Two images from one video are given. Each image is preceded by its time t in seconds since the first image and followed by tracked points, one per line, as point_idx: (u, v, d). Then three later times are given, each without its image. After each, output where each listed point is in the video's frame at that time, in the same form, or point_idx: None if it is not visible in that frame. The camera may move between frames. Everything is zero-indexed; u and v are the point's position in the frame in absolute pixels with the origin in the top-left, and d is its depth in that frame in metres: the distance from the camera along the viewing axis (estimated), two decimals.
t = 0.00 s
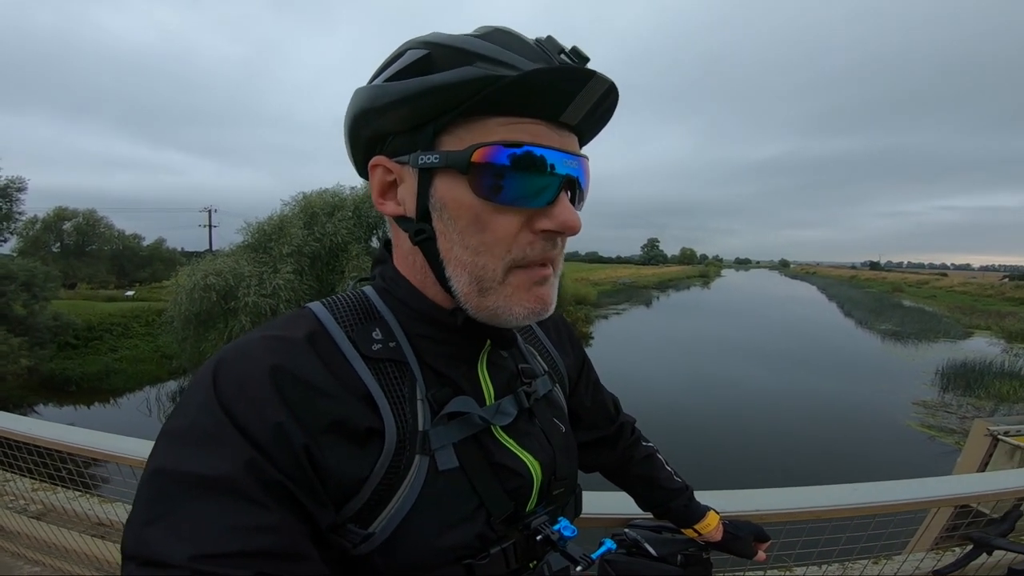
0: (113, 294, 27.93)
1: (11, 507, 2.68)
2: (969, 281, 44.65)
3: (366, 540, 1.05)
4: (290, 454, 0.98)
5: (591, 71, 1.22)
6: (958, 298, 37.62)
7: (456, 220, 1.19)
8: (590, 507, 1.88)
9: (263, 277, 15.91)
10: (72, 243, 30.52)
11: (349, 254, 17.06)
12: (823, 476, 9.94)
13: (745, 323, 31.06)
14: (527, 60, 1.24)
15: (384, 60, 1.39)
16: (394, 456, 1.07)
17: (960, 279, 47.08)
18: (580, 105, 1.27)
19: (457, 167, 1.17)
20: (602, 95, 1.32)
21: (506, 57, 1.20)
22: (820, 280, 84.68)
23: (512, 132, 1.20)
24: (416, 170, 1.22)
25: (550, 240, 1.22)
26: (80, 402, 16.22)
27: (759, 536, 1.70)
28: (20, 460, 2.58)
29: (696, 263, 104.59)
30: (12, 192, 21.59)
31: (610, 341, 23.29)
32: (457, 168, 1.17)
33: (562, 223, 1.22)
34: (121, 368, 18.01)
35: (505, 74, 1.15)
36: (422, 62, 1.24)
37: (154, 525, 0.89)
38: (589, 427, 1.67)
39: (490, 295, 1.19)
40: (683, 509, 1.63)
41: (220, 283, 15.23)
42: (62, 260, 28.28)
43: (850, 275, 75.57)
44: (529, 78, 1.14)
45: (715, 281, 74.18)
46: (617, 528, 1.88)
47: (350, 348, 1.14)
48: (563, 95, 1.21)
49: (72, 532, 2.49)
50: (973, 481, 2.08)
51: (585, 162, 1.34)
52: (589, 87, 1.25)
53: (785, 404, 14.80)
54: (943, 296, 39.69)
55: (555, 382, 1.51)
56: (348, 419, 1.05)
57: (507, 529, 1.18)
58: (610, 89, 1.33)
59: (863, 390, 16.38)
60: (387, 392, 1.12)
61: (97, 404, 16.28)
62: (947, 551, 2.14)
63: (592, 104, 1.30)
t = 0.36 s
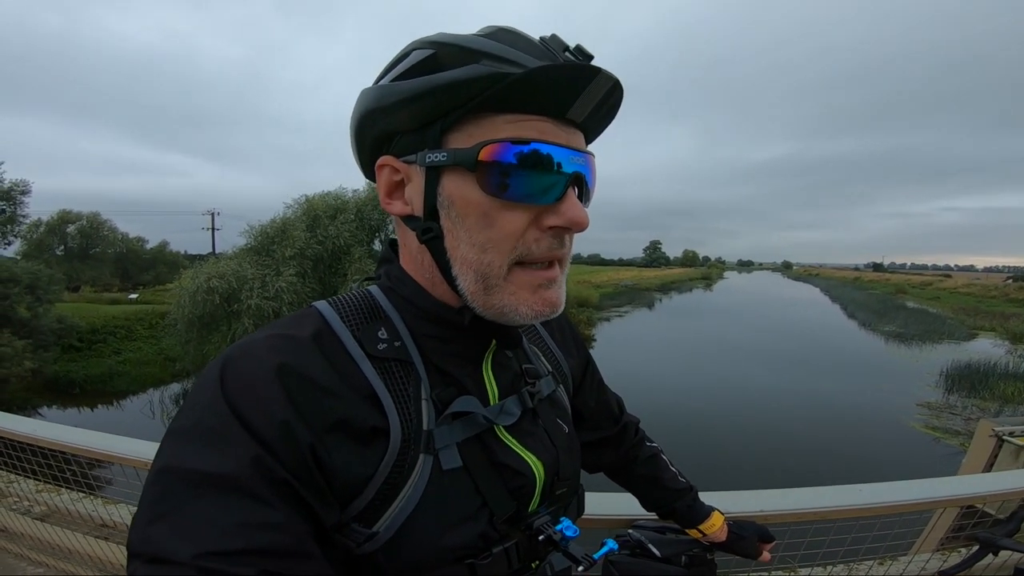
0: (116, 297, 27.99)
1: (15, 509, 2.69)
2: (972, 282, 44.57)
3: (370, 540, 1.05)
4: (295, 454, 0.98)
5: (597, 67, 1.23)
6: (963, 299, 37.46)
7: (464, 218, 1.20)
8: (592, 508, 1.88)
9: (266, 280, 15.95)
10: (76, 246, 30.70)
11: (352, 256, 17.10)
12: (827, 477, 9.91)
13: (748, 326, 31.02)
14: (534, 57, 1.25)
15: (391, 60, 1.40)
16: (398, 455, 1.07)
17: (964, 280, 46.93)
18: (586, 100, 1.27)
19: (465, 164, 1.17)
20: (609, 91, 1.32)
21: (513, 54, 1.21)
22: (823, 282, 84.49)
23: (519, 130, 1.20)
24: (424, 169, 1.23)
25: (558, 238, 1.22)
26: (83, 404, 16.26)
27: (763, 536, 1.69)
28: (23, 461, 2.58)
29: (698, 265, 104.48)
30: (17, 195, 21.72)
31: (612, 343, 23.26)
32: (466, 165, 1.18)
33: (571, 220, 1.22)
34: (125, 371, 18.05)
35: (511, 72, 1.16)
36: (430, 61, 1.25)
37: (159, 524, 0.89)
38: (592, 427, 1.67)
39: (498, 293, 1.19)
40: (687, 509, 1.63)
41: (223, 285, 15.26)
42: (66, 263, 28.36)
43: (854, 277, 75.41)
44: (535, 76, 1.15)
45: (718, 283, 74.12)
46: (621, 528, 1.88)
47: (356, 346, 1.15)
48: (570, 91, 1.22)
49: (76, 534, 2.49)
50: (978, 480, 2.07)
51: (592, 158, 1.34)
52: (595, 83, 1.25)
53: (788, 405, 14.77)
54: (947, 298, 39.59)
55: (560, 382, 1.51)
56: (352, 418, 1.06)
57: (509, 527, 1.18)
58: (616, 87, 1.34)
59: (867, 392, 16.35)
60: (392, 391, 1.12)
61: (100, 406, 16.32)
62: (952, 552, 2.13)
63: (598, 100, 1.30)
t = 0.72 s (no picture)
0: (119, 299, 28.06)
1: (18, 510, 2.70)
2: (976, 282, 44.48)
3: (368, 539, 1.04)
4: (294, 453, 0.97)
5: (597, 69, 1.21)
6: (966, 300, 37.32)
7: (461, 219, 1.19)
8: (593, 509, 1.86)
9: (269, 282, 15.98)
10: (80, 249, 30.83)
11: (354, 258, 17.13)
12: (831, 478, 9.87)
13: (751, 327, 30.94)
14: (534, 60, 1.24)
15: (391, 58, 1.39)
16: (396, 454, 1.06)
17: (967, 280, 46.82)
18: (587, 103, 1.26)
19: (464, 165, 1.17)
20: (609, 94, 1.32)
21: (512, 56, 1.20)
22: (826, 282, 84.32)
23: (518, 131, 1.20)
24: (422, 169, 1.22)
25: (555, 240, 1.21)
26: (86, 407, 16.30)
27: (766, 537, 1.68)
28: (26, 462, 2.58)
29: (700, 266, 104.35)
30: (20, 198, 21.81)
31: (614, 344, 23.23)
32: (463, 167, 1.17)
33: (568, 223, 1.21)
34: (128, 373, 18.09)
35: (511, 74, 1.15)
36: (430, 61, 1.24)
37: (157, 522, 0.88)
38: (591, 427, 1.66)
39: (495, 294, 1.18)
40: (688, 509, 1.61)
41: (226, 288, 15.29)
42: (69, 267, 28.46)
43: (856, 278, 75.26)
44: (535, 78, 1.14)
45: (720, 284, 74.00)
46: (622, 529, 1.86)
47: (354, 345, 1.14)
48: (572, 94, 1.20)
49: (78, 535, 2.49)
50: (983, 481, 2.05)
51: (591, 160, 1.34)
52: (597, 85, 1.24)
53: (791, 406, 14.74)
54: (951, 298, 39.48)
55: (557, 381, 1.50)
56: (350, 417, 1.05)
57: (507, 527, 1.17)
58: (617, 89, 1.32)
59: (870, 392, 16.29)
60: (390, 389, 1.11)
61: (104, 408, 16.36)
62: (958, 553, 2.11)
63: (598, 103, 1.29)
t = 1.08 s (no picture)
0: (123, 301, 28.16)
1: (22, 512, 2.69)
2: (980, 283, 44.37)
3: (369, 544, 1.04)
4: (295, 455, 0.97)
5: (587, 71, 1.19)
6: (971, 300, 37.14)
7: (453, 226, 1.19)
8: (596, 514, 1.85)
9: (271, 284, 16.00)
10: (84, 250, 30.99)
11: (356, 260, 17.16)
12: (835, 481, 9.82)
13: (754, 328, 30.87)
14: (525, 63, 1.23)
15: (389, 65, 1.39)
16: (398, 457, 1.06)
17: (971, 281, 46.63)
18: (580, 106, 1.25)
19: (455, 174, 1.16)
20: (603, 95, 1.30)
21: (501, 60, 1.18)
22: (829, 284, 84.06)
23: (508, 136, 1.19)
24: (417, 177, 1.22)
25: (549, 246, 1.20)
26: (90, 408, 16.34)
27: (771, 542, 1.67)
28: (29, 464, 2.58)
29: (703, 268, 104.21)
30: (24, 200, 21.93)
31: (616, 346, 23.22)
32: (455, 174, 1.16)
33: (562, 228, 1.20)
34: (132, 375, 18.15)
35: (498, 79, 1.13)
36: (422, 68, 1.24)
37: (160, 529, 0.88)
38: (593, 432, 1.65)
39: (488, 302, 1.17)
40: (692, 514, 1.60)
41: (229, 290, 15.32)
42: (73, 268, 28.59)
43: (860, 279, 75.04)
44: (525, 83, 1.13)
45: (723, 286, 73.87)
46: (625, 533, 1.85)
47: (356, 351, 1.14)
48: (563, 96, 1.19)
49: (81, 537, 2.49)
50: (988, 484, 2.03)
51: (587, 164, 1.33)
52: (587, 86, 1.22)
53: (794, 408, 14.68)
54: (956, 299, 39.37)
55: (559, 386, 1.49)
56: (351, 421, 1.05)
57: (509, 532, 1.16)
58: (610, 90, 1.30)
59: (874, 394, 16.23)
60: (391, 394, 1.11)
61: (108, 409, 16.41)
62: (964, 556, 2.09)
63: (591, 105, 1.27)
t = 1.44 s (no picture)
0: (126, 302, 28.20)
1: (25, 512, 2.70)
2: (984, 284, 44.26)
3: (374, 544, 1.03)
4: (301, 453, 0.97)
5: (519, 58, 1.15)
6: (975, 301, 37.08)
7: (419, 231, 1.24)
8: (599, 514, 1.84)
9: (274, 285, 16.02)
10: (88, 252, 31.17)
11: (358, 261, 17.19)
12: (837, 481, 9.80)
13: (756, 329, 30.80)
14: (463, 56, 1.21)
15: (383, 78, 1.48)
16: (402, 457, 1.06)
17: (974, 282, 46.53)
18: (528, 95, 1.20)
19: (409, 179, 1.22)
20: (557, 77, 1.22)
21: (436, 62, 1.20)
22: (832, 285, 83.87)
23: (455, 137, 1.20)
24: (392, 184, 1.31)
25: (513, 246, 1.18)
26: (93, 409, 16.37)
27: (773, 543, 1.67)
28: (31, 465, 2.58)
29: (705, 269, 104.09)
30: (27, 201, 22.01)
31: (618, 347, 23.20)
32: (410, 180, 1.22)
33: (520, 228, 1.18)
34: (135, 376, 18.18)
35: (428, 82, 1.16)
36: (385, 78, 1.31)
37: (169, 526, 0.88)
38: (595, 433, 1.65)
39: (452, 303, 1.18)
40: (695, 514, 1.60)
41: (231, 291, 15.34)
42: (76, 270, 28.70)
43: (863, 280, 74.90)
44: (446, 82, 1.13)
45: (725, 287, 73.78)
46: (628, 534, 1.84)
47: (360, 350, 1.14)
48: (499, 89, 1.16)
49: (84, 538, 2.50)
50: (992, 485, 2.02)
51: (556, 154, 1.27)
52: (524, 72, 1.17)
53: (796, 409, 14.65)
54: (959, 300, 39.27)
55: (561, 386, 1.49)
56: (355, 420, 1.05)
57: (511, 531, 1.16)
58: (565, 70, 1.23)
59: (877, 395, 16.19)
60: (395, 394, 1.11)
61: (110, 410, 16.43)
62: (967, 556, 2.09)
63: (543, 91, 1.21)
